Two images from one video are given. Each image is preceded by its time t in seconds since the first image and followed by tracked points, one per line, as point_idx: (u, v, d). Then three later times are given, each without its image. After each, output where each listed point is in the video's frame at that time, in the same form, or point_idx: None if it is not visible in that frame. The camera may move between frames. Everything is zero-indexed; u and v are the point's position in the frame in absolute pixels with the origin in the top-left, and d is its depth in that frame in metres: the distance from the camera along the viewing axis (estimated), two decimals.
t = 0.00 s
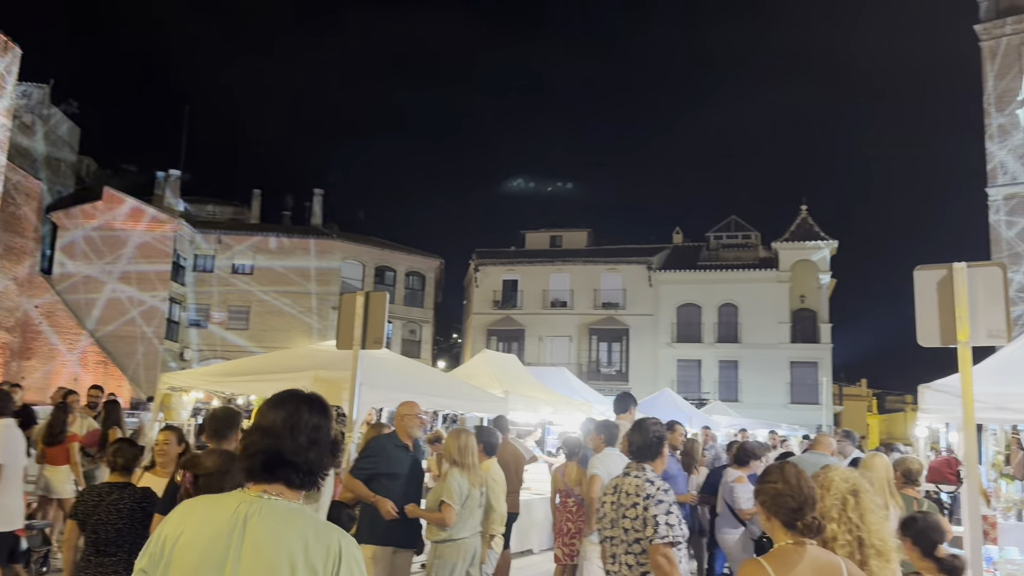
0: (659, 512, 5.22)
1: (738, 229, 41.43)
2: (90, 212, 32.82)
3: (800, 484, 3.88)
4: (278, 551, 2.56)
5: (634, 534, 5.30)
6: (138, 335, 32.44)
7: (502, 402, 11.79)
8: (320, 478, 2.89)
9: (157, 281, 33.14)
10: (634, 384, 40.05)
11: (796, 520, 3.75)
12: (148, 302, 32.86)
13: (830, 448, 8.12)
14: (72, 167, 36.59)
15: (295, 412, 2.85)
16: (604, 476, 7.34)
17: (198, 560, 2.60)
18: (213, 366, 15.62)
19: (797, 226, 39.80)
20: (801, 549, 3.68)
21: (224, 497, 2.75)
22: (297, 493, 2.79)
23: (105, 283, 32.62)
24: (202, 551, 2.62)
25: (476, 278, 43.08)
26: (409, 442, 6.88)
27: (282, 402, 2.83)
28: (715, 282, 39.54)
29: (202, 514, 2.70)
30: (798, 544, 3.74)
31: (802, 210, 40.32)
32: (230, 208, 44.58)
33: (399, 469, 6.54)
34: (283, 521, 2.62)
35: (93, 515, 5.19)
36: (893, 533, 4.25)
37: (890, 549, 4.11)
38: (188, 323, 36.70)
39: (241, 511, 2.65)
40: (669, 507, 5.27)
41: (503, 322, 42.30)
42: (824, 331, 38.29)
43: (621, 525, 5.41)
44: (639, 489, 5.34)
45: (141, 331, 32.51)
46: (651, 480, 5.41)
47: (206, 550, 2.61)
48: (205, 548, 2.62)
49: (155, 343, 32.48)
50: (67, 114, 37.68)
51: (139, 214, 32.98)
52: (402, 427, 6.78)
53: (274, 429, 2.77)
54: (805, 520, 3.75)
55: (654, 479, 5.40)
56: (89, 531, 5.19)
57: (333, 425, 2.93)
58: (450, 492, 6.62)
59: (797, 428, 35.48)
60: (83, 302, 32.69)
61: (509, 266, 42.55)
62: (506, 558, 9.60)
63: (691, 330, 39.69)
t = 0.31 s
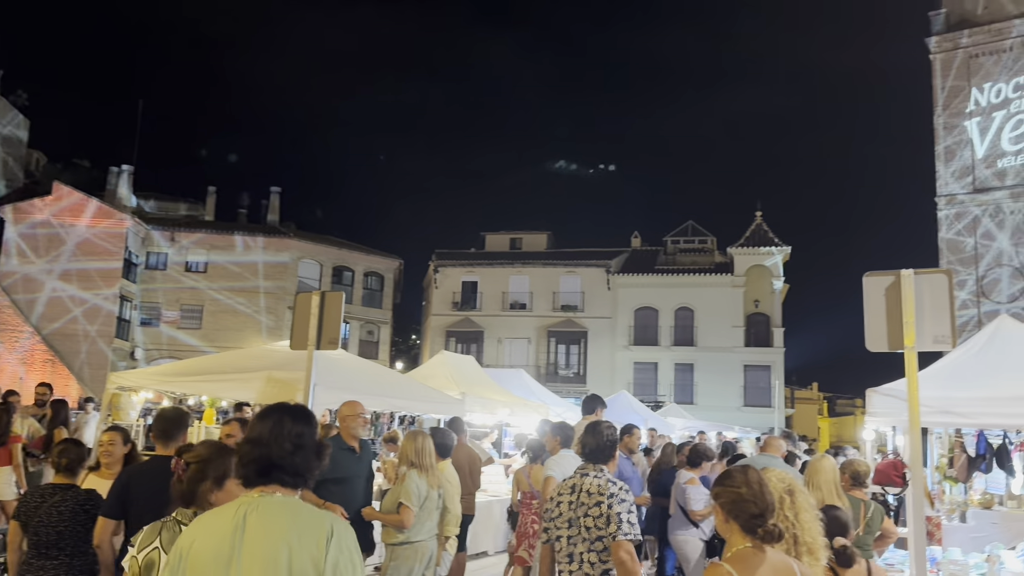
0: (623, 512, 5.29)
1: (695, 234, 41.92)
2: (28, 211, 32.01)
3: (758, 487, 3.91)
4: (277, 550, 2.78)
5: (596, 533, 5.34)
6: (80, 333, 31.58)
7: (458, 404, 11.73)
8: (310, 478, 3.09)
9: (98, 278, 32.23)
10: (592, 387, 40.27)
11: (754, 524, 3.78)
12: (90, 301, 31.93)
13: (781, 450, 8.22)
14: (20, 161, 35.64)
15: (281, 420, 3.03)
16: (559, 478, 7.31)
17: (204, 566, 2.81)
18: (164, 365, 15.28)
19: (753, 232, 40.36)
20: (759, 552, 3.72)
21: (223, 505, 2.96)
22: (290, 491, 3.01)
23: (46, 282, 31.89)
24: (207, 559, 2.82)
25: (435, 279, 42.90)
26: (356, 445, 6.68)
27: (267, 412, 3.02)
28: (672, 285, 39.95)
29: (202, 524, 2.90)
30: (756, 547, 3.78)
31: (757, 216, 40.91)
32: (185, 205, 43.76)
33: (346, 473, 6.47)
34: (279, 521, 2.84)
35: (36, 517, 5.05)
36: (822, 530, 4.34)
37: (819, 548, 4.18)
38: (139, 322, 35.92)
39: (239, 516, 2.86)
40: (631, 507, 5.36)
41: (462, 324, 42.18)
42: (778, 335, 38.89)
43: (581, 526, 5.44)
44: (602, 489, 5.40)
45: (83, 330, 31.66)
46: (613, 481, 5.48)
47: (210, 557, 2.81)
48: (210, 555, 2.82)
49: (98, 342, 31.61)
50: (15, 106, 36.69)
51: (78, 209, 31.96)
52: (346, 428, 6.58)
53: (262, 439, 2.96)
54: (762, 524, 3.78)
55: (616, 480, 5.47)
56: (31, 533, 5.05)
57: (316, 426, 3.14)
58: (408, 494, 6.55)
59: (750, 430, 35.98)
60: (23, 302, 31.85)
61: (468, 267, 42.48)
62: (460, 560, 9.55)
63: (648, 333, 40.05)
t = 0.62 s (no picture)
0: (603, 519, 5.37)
1: (659, 239, 42.32)
2: None
3: (710, 490, 3.93)
4: (278, 535, 3.14)
5: (574, 536, 5.38)
6: (28, 333, 30.85)
7: (420, 406, 11.66)
8: (304, 465, 3.42)
9: (44, 275, 31.47)
10: (556, 390, 40.34)
11: (707, 529, 3.81)
12: (37, 300, 31.27)
13: (738, 454, 8.29)
14: None
15: (275, 414, 3.34)
16: (520, 482, 7.31)
17: (210, 548, 3.15)
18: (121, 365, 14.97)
19: (716, 237, 40.80)
20: (711, 553, 3.80)
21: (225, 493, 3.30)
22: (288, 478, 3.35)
23: None
24: (214, 544, 3.16)
25: (400, 281, 42.67)
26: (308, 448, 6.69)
27: (261, 409, 3.34)
28: (636, 290, 40.23)
29: (206, 513, 3.24)
30: (707, 549, 3.82)
31: (720, 222, 41.34)
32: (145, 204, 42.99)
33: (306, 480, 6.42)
34: (278, 508, 3.19)
35: None
36: (763, 519, 4.26)
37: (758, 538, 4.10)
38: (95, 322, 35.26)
39: (240, 504, 3.20)
40: (611, 512, 5.46)
41: (426, 326, 41.99)
42: (739, 339, 39.32)
43: (561, 529, 5.42)
44: (584, 496, 5.43)
45: (31, 330, 30.93)
46: (592, 489, 5.54)
47: (217, 542, 3.15)
48: (217, 540, 3.16)
49: (47, 342, 30.94)
50: None
51: (22, 206, 31.09)
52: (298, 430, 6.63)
53: (257, 434, 3.27)
54: (715, 529, 3.82)
55: (596, 488, 5.54)
56: None
57: (310, 416, 3.45)
58: (371, 499, 6.52)
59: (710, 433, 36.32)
60: None
61: (434, 269, 42.35)
62: (419, 564, 9.47)
63: (612, 337, 40.27)
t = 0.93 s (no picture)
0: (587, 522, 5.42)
1: (627, 243, 42.57)
2: None
3: (651, 495, 3.97)
4: (309, 549, 3.09)
5: (560, 534, 5.40)
6: None
7: (387, 410, 11.61)
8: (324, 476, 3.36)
9: None
10: (524, 393, 40.38)
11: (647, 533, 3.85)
12: None
13: (703, 458, 8.32)
14: None
15: (298, 424, 3.27)
16: (486, 486, 7.31)
17: (237, 557, 3.07)
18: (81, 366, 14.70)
19: (684, 242, 41.14)
20: (647, 555, 3.83)
21: (245, 503, 3.20)
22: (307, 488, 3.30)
23: None
24: (240, 558, 3.07)
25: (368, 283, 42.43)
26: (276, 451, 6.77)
27: (282, 420, 3.25)
28: (604, 294, 40.45)
29: (227, 526, 3.13)
30: (646, 551, 3.87)
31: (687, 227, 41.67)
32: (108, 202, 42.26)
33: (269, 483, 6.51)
34: (308, 518, 3.14)
35: None
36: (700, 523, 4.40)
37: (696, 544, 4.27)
38: (56, 322, 34.51)
39: (267, 516, 3.11)
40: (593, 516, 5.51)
41: (394, 329, 41.79)
42: (705, 344, 39.65)
43: (544, 527, 5.43)
44: (570, 498, 5.46)
45: None
46: (576, 490, 5.57)
47: (242, 556, 3.06)
48: (242, 554, 3.07)
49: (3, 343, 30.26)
50: None
51: None
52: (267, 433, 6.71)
53: (283, 445, 3.19)
54: (654, 532, 3.86)
55: (579, 489, 5.57)
56: None
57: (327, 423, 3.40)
58: (344, 502, 6.50)
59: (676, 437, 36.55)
60: None
61: (402, 272, 42.17)
62: (384, 569, 9.40)
63: (581, 341, 40.41)
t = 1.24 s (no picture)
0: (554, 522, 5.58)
1: (594, 247, 42.80)
2: None
3: (578, 484, 4.53)
4: (339, 533, 3.62)
5: (529, 532, 5.48)
6: None
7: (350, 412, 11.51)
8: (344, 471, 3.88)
9: None
10: (490, 396, 40.37)
11: (573, 521, 4.41)
12: None
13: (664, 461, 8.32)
14: None
15: (329, 424, 3.77)
16: (449, 489, 7.29)
17: (273, 538, 3.56)
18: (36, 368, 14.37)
19: (650, 247, 41.44)
20: (571, 542, 4.41)
21: (277, 492, 3.70)
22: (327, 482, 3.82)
23: None
24: (275, 539, 3.57)
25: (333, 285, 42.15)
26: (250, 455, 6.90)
27: (312, 418, 3.75)
28: (570, 297, 40.63)
29: (264, 511, 3.62)
30: (570, 537, 4.45)
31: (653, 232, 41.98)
32: (67, 200, 41.42)
33: (237, 489, 6.64)
34: (334, 508, 3.66)
35: None
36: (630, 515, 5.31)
37: (626, 534, 5.18)
38: (12, 323, 33.88)
39: (301, 504, 3.63)
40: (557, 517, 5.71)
41: (360, 331, 41.52)
42: (669, 348, 39.95)
43: (513, 527, 5.46)
44: (537, 497, 5.60)
45: None
46: (541, 491, 5.71)
47: (279, 537, 3.57)
48: (278, 535, 3.57)
49: None
50: None
51: None
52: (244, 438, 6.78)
53: (317, 442, 3.68)
54: (577, 520, 4.43)
55: (543, 489, 5.71)
56: None
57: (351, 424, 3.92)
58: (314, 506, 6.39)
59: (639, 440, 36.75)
60: None
61: (368, 274, 41.95)
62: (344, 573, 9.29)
63: (546, 344, 40.50)
